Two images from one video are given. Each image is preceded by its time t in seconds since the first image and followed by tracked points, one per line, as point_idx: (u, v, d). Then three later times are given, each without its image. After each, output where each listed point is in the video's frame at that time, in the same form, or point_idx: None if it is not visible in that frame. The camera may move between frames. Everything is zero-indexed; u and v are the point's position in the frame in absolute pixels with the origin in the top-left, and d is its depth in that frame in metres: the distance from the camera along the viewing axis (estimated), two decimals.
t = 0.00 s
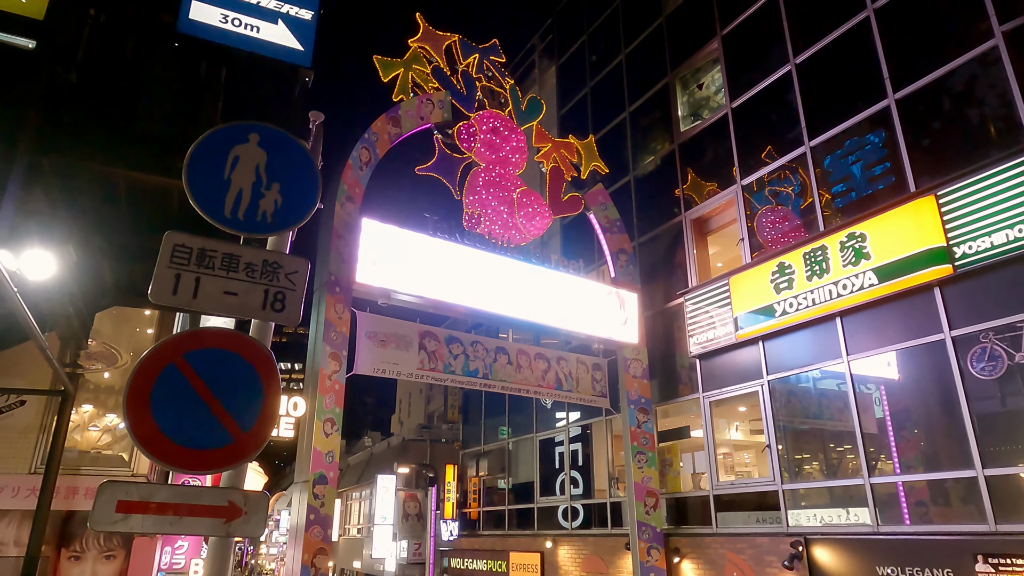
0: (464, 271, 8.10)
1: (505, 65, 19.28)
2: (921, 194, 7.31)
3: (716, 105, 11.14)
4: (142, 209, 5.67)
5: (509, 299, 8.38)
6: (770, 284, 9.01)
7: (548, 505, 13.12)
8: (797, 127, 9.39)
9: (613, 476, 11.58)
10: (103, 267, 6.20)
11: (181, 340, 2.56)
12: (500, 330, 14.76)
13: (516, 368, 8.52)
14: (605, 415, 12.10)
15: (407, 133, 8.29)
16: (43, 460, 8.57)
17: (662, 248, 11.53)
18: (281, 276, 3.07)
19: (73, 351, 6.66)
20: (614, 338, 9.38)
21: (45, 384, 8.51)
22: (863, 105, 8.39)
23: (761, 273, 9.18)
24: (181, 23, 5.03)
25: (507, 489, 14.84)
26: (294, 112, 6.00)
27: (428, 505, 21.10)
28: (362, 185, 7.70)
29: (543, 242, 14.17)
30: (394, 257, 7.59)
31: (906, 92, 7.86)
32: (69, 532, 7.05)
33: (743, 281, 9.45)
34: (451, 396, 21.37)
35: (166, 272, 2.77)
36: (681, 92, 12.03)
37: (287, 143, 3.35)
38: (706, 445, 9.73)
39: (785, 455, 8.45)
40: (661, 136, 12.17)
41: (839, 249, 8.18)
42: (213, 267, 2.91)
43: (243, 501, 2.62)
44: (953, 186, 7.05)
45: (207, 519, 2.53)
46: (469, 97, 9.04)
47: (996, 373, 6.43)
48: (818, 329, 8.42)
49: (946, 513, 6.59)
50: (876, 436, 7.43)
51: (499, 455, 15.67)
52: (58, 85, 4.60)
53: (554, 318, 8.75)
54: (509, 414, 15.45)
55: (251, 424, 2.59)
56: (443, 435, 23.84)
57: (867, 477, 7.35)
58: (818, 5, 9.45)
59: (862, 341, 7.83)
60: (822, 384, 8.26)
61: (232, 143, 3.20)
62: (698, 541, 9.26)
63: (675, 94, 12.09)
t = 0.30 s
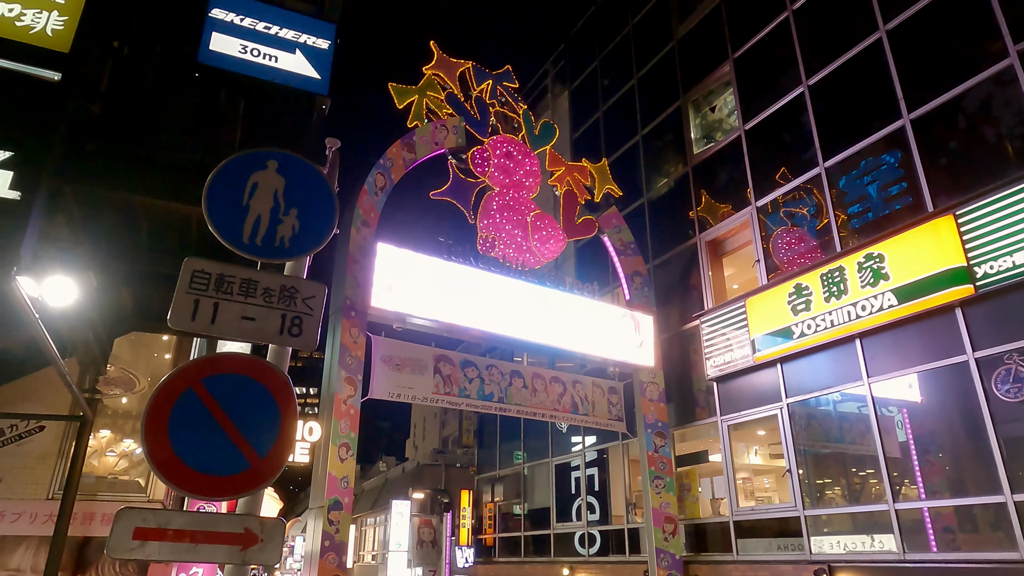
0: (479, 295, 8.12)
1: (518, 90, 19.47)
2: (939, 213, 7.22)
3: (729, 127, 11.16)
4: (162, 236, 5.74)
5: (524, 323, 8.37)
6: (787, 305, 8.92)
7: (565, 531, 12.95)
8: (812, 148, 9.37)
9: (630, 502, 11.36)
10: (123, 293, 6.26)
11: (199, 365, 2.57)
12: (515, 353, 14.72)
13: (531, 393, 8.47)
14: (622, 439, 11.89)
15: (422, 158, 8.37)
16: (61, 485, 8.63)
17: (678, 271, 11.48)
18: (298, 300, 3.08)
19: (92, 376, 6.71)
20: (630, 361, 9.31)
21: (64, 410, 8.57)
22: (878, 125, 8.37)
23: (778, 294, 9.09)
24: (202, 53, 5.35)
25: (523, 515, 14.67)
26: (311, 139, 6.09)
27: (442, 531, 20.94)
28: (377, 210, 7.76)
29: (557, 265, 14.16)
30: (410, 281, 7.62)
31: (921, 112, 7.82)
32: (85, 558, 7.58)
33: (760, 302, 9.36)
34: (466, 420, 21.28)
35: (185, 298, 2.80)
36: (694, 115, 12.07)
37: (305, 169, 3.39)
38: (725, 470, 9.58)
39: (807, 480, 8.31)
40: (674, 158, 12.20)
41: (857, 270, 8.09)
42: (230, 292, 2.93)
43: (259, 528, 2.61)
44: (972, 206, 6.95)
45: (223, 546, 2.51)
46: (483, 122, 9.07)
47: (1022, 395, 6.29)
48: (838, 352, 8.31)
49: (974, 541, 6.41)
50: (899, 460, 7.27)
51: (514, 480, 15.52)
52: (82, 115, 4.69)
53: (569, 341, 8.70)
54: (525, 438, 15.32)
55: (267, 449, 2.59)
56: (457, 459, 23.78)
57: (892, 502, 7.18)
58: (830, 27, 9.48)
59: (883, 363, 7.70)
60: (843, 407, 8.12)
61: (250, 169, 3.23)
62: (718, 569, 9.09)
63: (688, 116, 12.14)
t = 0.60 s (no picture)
0: (495, 313, 8.12)
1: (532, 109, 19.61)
2: (961, 226, 7.10)
3: (743, 143, 11.15)
4: (182, 255, 5.81)
5: (540, 340, 8.35)
6: (806, 321, 8.81)
7: (582, 551, 12.78)
8: (827, 162, 9.32)
9: (649, 522, 11.19)
10: (143, 313, 6.33)
11: (220, 383, 2.58)
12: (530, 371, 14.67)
13: (548, 411, 8.41)
14: (639, 457, 11.77)
15: (437, 177, 8.43)
16: (81, 505, 8.71)
17: (694, 287, 11.42)
18: (318, 318, 3.09)
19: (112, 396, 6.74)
20: (647, 378, 9.23)
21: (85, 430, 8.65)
22: (895, 139, 8.32)
23: (796, 310, 8.99)
24: (223, 76, 5.48)
25: (540, 535, 14.51)
26: (329, 159, 6.16)
27: (458, 551, 20.78)
28: (393, 229, 7.80)
29: (572, 282, 14.14)
30: (426, 299, 7.65)
31: (939, 125, 7.77)
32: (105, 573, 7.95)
33: (778, 318, 9.26)
34: (481, 439, 21.19)
35: (207, 315, 2.83)
36: (708, 131, 12.09)
37: (325, 187, 3.43)
38: (745, 489, 9.44)
39: (829, 499, 8.19)
40: (688, 175, 12.19)
41: (877, 284, 7.98)
42: (252, 309, 2.96)
43: (280, 547, 2.60)
44: (992, 220, 6.86)
45: (245, 566, 2.50)
46: (497, 141, 9.19)
47: None
48: (859, 368, 8.19)
49: (1004, 562, 6.23)
50: (923, 479, 7.12)
51: (531, 499, 15.38)
52: (106, 138, 4.79)
53: (585, 359, 8.65)
54: (541, 457, 15.21)
55: (288, 468, 2.58)
56: (472, 478, 23.72)
57: (918, 522, 7.01)
58: (843, 42, 9.49)
59: (905, 380, 7.58)
60: (865, 425, 8.00)
61: (272, 188, 3.28)
62: None
63: (701, 133, 12.15)
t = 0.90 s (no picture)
0: (510, 321, 8.10)
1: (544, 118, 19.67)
2: (980, 231, 6.98)
3: (756, 149, 11.11)
4: (199, 266, 5.85)
5: (555, 348, 8.32)
6: (823, 327, 8.72)
7: (597, 561, 12.67)
8: (843, 167, 9.25)
9: (665, 531, 11.08)
10: (159, 323, 6.37)
11: (245, 394, 2.66)
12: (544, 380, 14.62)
13: (563, 419, 8.36)
14: (655, 466, 11.68)
15: (450, 186, 8.44)
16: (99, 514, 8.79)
17: (708, 294, 11.35)
18: (343, 326, 3.17)
19: (130, 406, 6.77)
20: (662, 386, 9.17)
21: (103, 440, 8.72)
22: (912, 143, 8.23)
23: (813, 316, 8.90)
24: (241, 87, 5.70)
25: (554, 545, 14.41)
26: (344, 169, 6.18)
27: (472, 560, 20.70)
28: (407, 238, 7.82)
29: (585, 290, 14.11)
30: (441, 307, 7.64)
31: (956, 129, 7.68)
32: None
33: (794, 325, 9.17)
34: (494, 447, 21.13)
35: (232, 324, 2.92)
36: (721, 137, 12.04)
37: (348, 193, 3.46)
38: (763, 497, 9.32)
39: (849, 508, 8.07)
40: (702, 181, 12.15)
41: (895, 290, 7.86)
42: (276, 318, 3.03)
43: (307, 558, 2.60)
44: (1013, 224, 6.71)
45: None
46: (510, 150, 9.16)
47: None
48: (879, 375, 8.09)
49: None
50: (945, 487, 6.98)
51: (545, 508, 15.29)
52: (124, 150, 4.83)
53: (599, 366, 8.60)
54: (555, 466, 15.13)
55: (314, 478, 2.63)
56: (485, 487, 23.69)
57: (941, 532, 6.86)
58: (858, 46, 9.43)
59: (926, 387, 7.46)
60: (884, 432, 7.90)
61: (295, 197, 3.32)
62: None
63: (714, 139, 12.11)
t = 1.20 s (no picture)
0: (519, 323, 8.08)
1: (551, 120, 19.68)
2: (994, 230, 6.91)
3: (765, 150, 11.06)
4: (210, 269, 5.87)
5: (564, 351, 8.29)
6: (835, 328, 8.66)
7: (607, 564, 12.61)
8: (853, 168, 9.20)
9: (676, 534, 11.01)
10: (170, 326, 6.38)
11: (268, 399, 2.71)
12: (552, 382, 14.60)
13: (572, 421, 8.34)
14: (665, 468, 11.62)
15: (458, 188, 8.43)
16: (110, 518, 8.86)
17: (718, 295, 11.30)
18: (365, 329, 3.25)
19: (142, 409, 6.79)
20: (673, 388, 9.13)
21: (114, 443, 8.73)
22: (923, 143, 8.18)
23: (825, 317, 8.84)
24: (252, 90, 5.63)
25: (563, 547, 14.36)
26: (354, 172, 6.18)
27: (480, 563, 20.66)
28: (416, 240, 7.82)
29: (593, 292, 14.09)
30: (450, 310, 7.63)
31: (969, 128, 7.63)
32: None
33: (806, 326, 9.12)
34: (502, 450, 21.12)
35: (255, 328, 2.99)
36: (729, 138, 12.00)
37: (364, 195, 3.53)
38: (774, 500, 9.23)
39: (861, 511, 8.00)
40: (710, 182, 12.11)
41: (908, 291, 7.79)
42: (299, 322, 3.10)
43: (332, 565, 2.65)
44: None
45: None
46: (518, 151, 9.24)
47: None
48: (892, 376, 8.01)
49: None
50: (958, 489, 6.92)
51: (553, 511, 15.25)
52: (136, 154, 4.84)
53: (608, 368, 8.56)
54: (563, 468, 15.09)
55: (337, 484, 2.69)
56: (493, 490, 23.68)
57: (956, 535, 6.79)
58: (868, 46, 9.38)
59: (939, 389, 7.39)
60: (897, 435, 7.83)
61: (314, 200, 3.37)
62: None
63: (723, 140, 12.07)
